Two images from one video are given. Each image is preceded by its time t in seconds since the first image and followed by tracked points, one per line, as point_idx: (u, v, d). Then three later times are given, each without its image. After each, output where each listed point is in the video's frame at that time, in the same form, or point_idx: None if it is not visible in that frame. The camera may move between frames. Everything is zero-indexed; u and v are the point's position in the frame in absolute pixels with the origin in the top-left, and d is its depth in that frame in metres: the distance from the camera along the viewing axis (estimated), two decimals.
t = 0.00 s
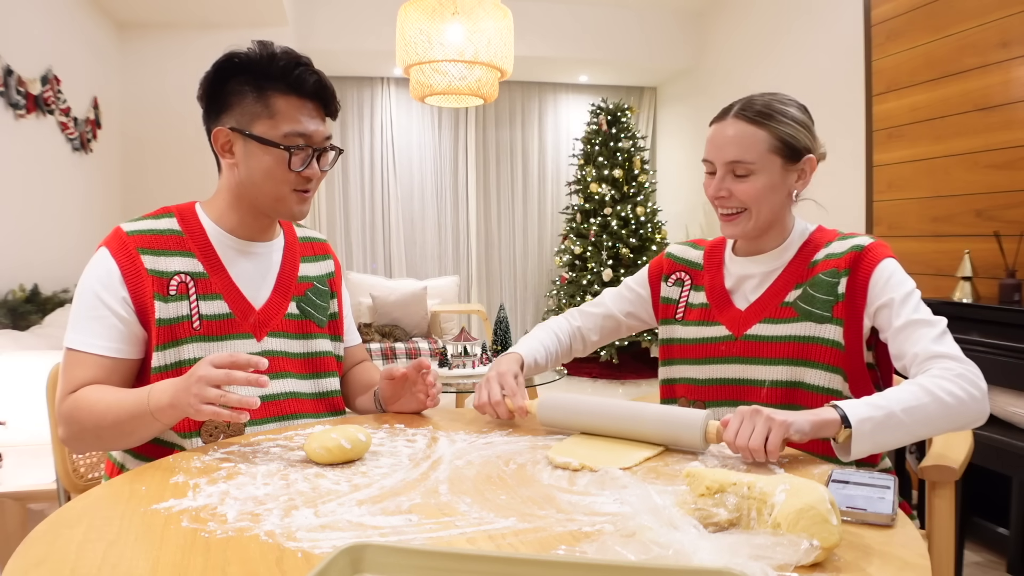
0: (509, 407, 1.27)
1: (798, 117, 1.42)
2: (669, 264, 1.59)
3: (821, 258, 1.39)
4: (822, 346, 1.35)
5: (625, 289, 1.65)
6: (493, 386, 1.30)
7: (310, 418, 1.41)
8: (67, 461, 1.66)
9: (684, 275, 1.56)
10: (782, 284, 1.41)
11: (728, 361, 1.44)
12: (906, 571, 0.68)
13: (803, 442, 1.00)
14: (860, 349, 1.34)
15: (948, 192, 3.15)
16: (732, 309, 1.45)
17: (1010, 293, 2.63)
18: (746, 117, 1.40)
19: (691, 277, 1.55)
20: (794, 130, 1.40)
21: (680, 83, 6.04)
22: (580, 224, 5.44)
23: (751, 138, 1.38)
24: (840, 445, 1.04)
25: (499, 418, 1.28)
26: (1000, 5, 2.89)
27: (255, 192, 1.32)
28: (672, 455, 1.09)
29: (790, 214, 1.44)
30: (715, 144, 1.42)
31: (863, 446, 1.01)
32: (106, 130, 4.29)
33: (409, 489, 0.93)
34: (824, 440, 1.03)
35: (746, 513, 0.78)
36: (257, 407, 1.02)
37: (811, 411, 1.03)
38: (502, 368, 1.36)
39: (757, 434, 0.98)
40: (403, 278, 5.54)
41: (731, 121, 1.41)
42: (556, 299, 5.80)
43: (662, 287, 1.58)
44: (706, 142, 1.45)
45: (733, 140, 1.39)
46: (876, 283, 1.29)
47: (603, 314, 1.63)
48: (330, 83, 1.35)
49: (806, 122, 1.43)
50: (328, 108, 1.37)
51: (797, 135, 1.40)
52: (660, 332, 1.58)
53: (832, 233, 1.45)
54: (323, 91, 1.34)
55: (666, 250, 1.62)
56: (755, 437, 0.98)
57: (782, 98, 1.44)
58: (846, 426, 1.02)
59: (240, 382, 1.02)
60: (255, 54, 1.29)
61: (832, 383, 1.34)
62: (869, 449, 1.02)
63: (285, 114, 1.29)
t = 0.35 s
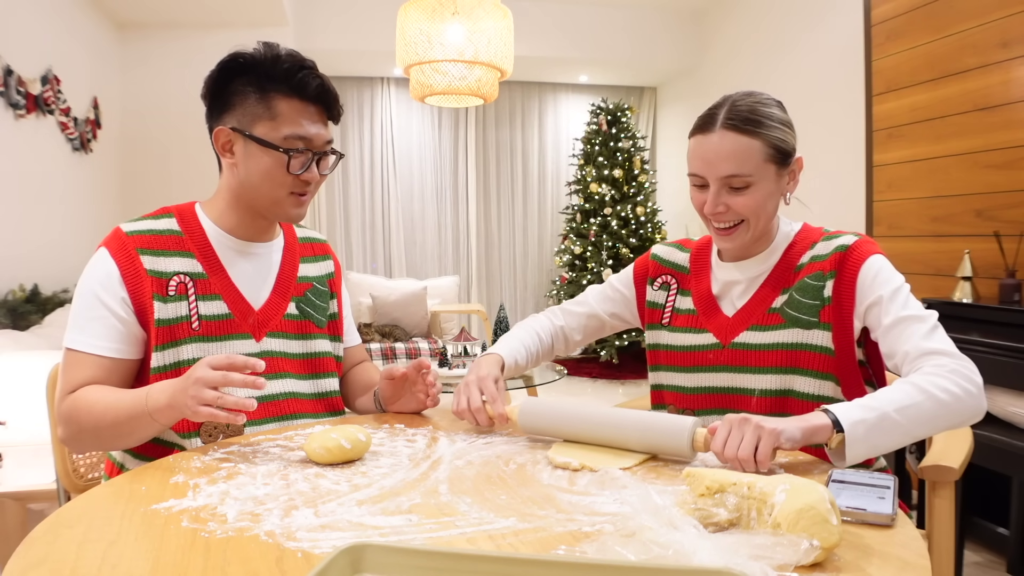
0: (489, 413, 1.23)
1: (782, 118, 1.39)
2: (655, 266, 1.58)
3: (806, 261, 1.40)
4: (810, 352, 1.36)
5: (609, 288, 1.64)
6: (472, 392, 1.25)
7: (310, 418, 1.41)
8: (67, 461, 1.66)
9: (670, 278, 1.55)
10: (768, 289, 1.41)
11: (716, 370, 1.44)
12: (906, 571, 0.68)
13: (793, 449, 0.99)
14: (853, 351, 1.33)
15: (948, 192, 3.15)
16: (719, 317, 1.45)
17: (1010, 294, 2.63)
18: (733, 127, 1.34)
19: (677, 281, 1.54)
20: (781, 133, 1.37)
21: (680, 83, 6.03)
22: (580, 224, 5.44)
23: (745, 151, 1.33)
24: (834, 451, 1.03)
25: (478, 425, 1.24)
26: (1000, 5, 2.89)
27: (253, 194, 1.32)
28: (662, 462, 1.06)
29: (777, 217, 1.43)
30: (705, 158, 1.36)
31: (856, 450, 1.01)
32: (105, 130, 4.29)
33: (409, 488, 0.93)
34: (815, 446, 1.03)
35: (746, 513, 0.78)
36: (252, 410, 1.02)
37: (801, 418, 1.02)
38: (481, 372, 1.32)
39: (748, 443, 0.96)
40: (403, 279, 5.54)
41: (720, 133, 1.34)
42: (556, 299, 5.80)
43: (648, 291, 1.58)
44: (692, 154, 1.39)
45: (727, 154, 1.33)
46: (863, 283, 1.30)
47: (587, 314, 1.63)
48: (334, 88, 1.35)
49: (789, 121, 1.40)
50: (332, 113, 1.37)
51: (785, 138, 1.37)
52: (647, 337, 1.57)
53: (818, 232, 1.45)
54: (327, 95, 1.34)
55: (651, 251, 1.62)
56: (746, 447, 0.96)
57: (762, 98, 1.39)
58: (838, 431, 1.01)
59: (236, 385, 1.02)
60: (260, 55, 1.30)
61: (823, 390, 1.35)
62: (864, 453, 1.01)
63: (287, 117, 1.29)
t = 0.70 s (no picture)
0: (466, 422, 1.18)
1: (773, 117, 1.38)
2: (650, 269, 1.58)
3: (801, 263, 1.40)
4: (810, 356, 1.36)
5: (604, 288, 1.62)
6: (450, 398, 1.20)
7: (310, 418, 1.41)
8: (67, 461, 1.66)
9: (665, 281, 1.56)
10: (765, 293, 1.41)
11: (713, 374, 1.44)
12: (906, 571, 0.68)
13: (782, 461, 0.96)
14: (851, 352, 1.32)
15: (949, 192, 3.14)
16: (715, 321, 1.45)
17: (1010, 293, 2.63)
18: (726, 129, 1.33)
19: (672, 283, 1.55)
20: (773, 133, 1.36)
21: (680, 83, 6.04)
22: (580, 224, 5.44)
23: (740, 154, 1.32)
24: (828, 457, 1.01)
25: (455, 432, 1.20)
26: (1000, 5, 2.88)
27: (249, 195, 1.32)
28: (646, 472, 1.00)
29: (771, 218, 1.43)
30: (699, 162, 1.35)
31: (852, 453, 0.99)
32: (105, 130, 4.29)
33: (409, 489, 0.93)
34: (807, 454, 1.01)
35: (746, 513, 0.78)
36: (259, 408, 1.02)
37: (789, 428, 1.00)
38: (460, 378, 1.27)
39: (736, 458, 0.91)
40: (403, 279, 5.54)
41: (714, 136, 1.33)
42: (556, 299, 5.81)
43: (643, 293, 1.58)
44: (685, 158, 1.38)
45: (722, 157, 1.32)
46: (856, 281, 1.30)
47: (581, 313, 1.60)
48: (332, 88, 1.34)
49: (780, 120, 1.39)
50: (331, 113, 1.36)
51: (777, 138, 1.36)
52: (642, 340, 1.58)
53: (812, 233, 1.45)
54: (325, 96, 1.33)
55: (646, 252, 1.62)
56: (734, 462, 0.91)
57: (753, 98, 1.38)
58: (829, 437, 1.00)
59: (241, 383, 1.02)
60: (259, 55, 1.30)
61: (822, 394, 1.36)
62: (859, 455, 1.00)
63: (284, 118, 1.29)
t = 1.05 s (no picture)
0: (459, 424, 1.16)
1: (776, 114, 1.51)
2: (648, 271, 1.57)
3: (802, 260, 1.41)
4: (814, 351, 1.35)
5: (601, 290, 1.63)
6: (442, 401, 1.19)
7: (310, 418, 1.41)
8: (67, 461, 1.65)
9: (664, 282, 1.55)
10: (767, 291, 1.41)
11: (718, 375, 1.43)
12: (906, 571, 0.68)
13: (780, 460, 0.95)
14: (852, 347, 1.34)
15: (948, 192, 3.14)
16: (717, 321, 1.44)
17: (1010, 293, 2.63)
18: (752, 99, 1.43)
19: (672, 285, 1.54)
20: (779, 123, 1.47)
21: (680, 83, 6.04)
22: (580, 224, 5.44)
23: (770, 116, 1.40)
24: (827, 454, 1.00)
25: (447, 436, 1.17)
26: (1000, 5, 2.88)
27: (245, 194, 1.32)
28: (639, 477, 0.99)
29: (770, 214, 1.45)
30: (734, 116, 1.39)
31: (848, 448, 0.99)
32: (105, 130, 4.29)
33: (409, 489, 0.93)
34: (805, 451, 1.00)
35: (746, 513, 0.78)
36: (265, 408, 1.03)
37: (786, 426, 0.98)
38: (452, 382, 1.26)
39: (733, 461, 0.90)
40: (403, 278, 5.54)
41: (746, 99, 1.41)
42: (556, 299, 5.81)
43: (642, 295, 1.57)
44: (716, 118, 1.42)
45: (756, 112, 1.39)
46: (854, 276, 1.30)
47: (579, 316, 1.61)
48: (329, 90, 1.33)
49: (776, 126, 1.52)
50: (328, 113, 1.36)
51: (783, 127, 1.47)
52: (643, 343, 1.57)
53: (809, 229, 1.46)
54: (322, 97, 1.32)
55: (644, 253, 1.61)
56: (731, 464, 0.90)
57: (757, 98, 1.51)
58: (827, 435, 0.99)
59: (247, 383, 1.02)
60: (255, 54, 1.30)
61: (827, 389, 1.35)
62: (856, 450, 1.00)
63: (279, 119, 1.29)
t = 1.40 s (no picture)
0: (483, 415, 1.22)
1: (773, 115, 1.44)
2: (652, 270, 1.57)
3: (803, 258, 1.41)
4: (814, 346, 1.35)
5: (607, 290, 1.64)
6: (468, 393, 1.25)
7: (310, 419, 1.41)
8: (67, 461, 1.65)
9: (668, 282, 1.54)
10: (768, 288, 1.42)
11: (719, 368, 1.43)
12: (906, 571, 0.68)
13: (790, 445, 1.00)
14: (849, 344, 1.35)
15: (948, 192, 3.14)
16: (720, 317, 1.44)
17: (1010, 293, 2.63)
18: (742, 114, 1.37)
19: (676, 283, 1.53)
20: (776, 125, 1.41)
21: (680, 83, 6.03)
22: (580, 224, 5.44)
23: (758, 134, 1.35)
24: (833, 443, 1.03)
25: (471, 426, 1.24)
26: (1000, 5, 2.88)
27: (244, 195, 1.32)
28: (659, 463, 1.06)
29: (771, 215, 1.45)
30: (720, 142, 1.36)
31: (855, 440, 1.02)
32: (105, 130, 4.29)
33: (409, 489, 0.93)
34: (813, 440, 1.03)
35: (746, 513, 0.78)
36: (265, 411, 1.03)
37: (797, 412, 1.03)
38: (476, 374, 1.31)
39: (747, 445, 0.96)
40: (403, 279, 5.53)
41: (733, 118, 1.36)
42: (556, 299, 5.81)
43: (646, 294, 1.56)
44: (704, 140, 1.38)
45: (742, 137, 1.34)
46: (855, 276, 1.31)
47: (584, 315, 1.62)
48: (328, 90, 1.33)
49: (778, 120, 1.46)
50: (327, 115, 1.35)
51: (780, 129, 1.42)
52: (647, 340, 1.55)
53: (811, 230, 1.46)
54: (321, 97, 1.32)
55: (648, 254, 1.60)
56: (745, 448, 0.96)
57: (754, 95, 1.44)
58: (834, 424, 1.01)
59: (247, 387, 1.02)
60: (254, 55, 1.30)
61: (824, 382, 1.35)
62: (860, 443, 1.02)
63: (278, 120, 1.29)
